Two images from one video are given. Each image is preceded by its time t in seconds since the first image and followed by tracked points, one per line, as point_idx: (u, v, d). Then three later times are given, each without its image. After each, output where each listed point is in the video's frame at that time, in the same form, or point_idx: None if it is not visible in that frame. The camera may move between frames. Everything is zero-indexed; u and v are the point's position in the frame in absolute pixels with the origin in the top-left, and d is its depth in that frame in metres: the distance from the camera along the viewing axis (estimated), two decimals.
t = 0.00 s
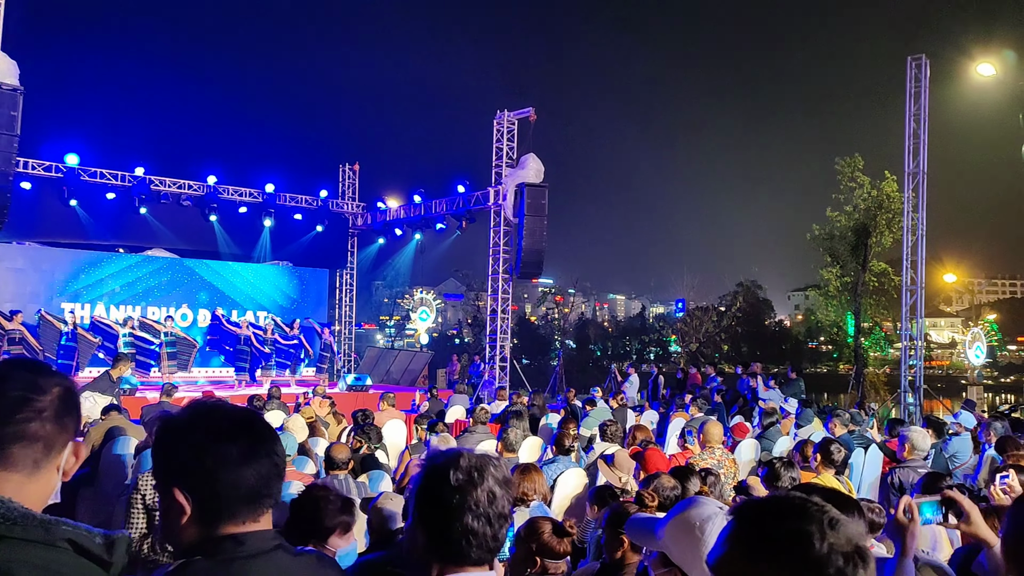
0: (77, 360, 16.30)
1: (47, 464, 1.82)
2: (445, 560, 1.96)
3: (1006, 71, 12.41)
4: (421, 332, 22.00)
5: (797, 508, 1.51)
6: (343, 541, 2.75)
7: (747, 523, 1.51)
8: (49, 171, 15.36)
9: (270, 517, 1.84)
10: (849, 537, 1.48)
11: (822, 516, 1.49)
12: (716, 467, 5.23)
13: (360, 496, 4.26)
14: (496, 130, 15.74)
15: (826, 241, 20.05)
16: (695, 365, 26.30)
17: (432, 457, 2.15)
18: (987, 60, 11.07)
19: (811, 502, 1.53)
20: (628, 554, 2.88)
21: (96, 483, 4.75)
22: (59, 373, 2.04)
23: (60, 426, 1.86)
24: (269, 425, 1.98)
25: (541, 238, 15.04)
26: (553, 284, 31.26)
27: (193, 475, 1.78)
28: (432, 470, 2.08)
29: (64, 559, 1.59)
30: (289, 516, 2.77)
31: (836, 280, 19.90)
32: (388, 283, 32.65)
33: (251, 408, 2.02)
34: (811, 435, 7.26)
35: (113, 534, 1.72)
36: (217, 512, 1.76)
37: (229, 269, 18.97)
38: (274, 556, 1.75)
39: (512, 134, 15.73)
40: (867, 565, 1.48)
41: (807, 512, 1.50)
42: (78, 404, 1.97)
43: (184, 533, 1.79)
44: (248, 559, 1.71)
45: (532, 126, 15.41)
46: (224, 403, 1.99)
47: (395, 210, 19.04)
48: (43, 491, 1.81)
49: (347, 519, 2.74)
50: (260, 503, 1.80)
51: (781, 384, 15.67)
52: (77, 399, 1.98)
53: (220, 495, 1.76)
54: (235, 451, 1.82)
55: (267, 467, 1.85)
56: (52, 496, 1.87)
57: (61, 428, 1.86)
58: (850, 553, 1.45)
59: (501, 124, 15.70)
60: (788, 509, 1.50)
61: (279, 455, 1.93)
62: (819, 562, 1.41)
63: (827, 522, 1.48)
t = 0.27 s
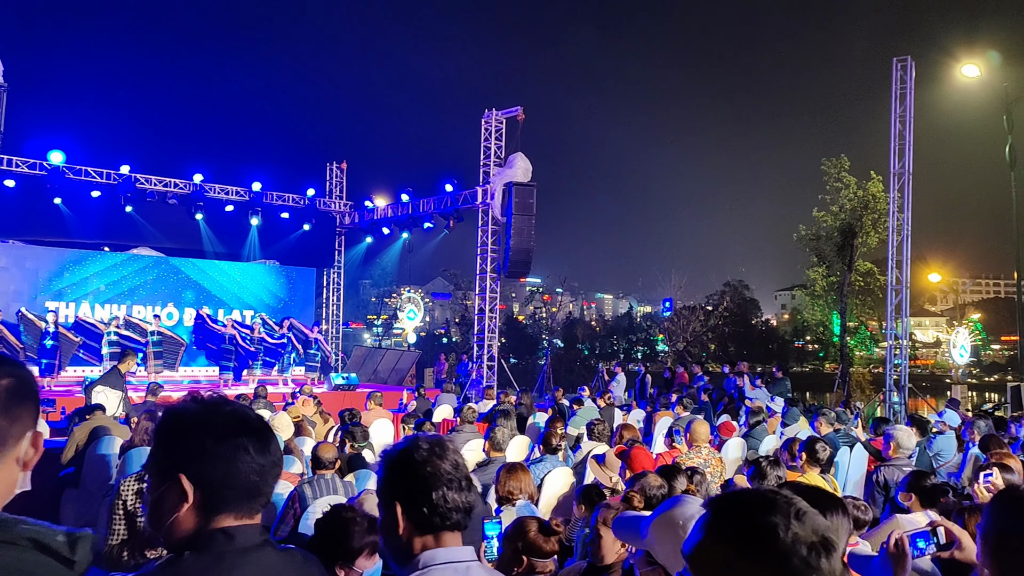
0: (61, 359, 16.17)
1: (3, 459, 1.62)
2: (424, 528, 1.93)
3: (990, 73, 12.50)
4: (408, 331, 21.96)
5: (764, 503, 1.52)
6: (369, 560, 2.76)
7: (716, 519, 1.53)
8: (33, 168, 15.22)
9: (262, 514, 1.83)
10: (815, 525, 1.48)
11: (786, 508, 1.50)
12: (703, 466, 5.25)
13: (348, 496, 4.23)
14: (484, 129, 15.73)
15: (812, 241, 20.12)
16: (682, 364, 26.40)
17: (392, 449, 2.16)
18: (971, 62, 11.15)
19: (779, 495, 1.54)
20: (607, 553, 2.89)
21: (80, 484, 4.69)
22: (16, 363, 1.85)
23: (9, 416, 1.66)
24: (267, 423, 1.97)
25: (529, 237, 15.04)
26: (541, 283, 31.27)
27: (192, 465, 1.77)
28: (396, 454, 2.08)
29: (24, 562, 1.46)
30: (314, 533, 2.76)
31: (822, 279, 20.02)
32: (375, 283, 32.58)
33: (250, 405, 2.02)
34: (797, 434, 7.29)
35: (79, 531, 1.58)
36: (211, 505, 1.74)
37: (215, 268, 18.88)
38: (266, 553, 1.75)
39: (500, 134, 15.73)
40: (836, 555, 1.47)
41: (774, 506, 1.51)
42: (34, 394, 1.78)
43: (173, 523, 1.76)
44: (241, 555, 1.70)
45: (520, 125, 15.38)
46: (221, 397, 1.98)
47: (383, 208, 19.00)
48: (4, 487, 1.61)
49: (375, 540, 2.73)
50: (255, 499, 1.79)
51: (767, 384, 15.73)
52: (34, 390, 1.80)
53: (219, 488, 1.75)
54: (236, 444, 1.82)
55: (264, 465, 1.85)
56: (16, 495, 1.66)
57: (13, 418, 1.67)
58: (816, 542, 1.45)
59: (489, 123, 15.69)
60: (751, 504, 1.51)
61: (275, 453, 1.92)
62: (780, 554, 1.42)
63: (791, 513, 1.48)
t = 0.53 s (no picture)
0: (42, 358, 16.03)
1: None
2: (397, 521, 1.93)
3: (972, 74, 12.61)
4: (394, 330, 21.92)
5: (748, 489, 1.58)
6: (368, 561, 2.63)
7: (704, 505, 1.59)
8: (14, 164, 15.07)
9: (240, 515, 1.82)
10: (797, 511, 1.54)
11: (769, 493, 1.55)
12: (688, 464, 5.27)
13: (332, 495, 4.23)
14: (470, 127, 15.71)
15: (796, 241, 20.22)
16: (667, 362, 26.48)
17: (359, 442, 2.16)
18: (954, 63, 11.24)
19: (764, 483, 1.59)
20: (588, 555, 2.89)
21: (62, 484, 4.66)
22: None
23: None
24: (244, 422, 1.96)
25: (515, 236, 15.04)
26: (527, 281, 31.27)
27: (168, 465, 1.76)
28: (366, 446, 2.09)
29: None
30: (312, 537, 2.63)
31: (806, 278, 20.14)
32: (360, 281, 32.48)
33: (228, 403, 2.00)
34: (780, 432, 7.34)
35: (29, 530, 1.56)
36: (188, 506, 1.73)
37: (199, 266, 18.78)
38: (244, 554, 1.74)
39: (486, 132, 15.71)
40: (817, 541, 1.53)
41: (757, 492, 1.57)
42: None
43: (150, 523, 1.74)
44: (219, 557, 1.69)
45: (506, 124, 15.38)
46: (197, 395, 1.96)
47: (369, 206, 18.96)
48: None
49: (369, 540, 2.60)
50: (233, 500, 1.78)
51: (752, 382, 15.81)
52: None
53: (195, 489, 1.73)
54: (211, 444, 1.81)
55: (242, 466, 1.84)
56: None
57: None
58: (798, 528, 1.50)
59: (475, 121, 15.67)
60: (735, 490, 1.58)
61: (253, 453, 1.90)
62: (762, 539, 1.48)
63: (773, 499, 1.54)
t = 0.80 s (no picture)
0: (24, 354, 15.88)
1: None
2: (356, 522, 1.97)
3: (956, 74, 12.71)
4: (380, 327, 21.85)
5: (713, 481, 1.60)
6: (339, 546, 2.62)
7: (673, 494, 1.59)
8: None
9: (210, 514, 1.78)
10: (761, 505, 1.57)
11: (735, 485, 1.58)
12: (675, 462, 5.28)
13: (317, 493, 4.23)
14: (457, 124, 15.68)
15: (782, 239, 20.33)
16: (654, 360, 26.55)
17: (316, 444, 2.19)
18: (938, 63, 11.33)
19: (728, 475, 1.62)
20: (574, 554, 2.86)
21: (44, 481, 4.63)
22: None
23: None
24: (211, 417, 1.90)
25: (502, 233, 15.04)
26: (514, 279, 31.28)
27: (129, 468, 1.72)
28: (324, 448, 2.11)
29: None
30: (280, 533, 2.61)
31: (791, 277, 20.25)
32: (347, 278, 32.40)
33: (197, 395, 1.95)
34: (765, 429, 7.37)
35: None
36: (150, 510, 1.69)
37: (183, 263, 18.73)
38: (214, 557, 1.70)
39: (473, 129, 15.68)
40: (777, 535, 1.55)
41: (722, 484, 1.59)
42: None
43: (118, 529, 1.72)
44: (186, 562, 1.65)
45: (493, 121, 15.37)
46: (163, 393, 1.92)
47: (355, 203, 18.90)
48: None
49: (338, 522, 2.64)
50: (200, 499, 1.73)
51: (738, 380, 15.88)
52: None
53: (156, 494, 1.69)
54: (171, 443, 1.76)
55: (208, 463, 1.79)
56: None
57: None
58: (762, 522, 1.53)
59: (462, 118, 15.64)
60: (702, 480, 1.59)
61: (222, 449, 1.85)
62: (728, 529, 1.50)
63: (738, 490, 1.57)
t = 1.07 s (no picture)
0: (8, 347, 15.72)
1: None
2: (279, 524, 2.09)
3: (942, 71, 12.79)
4: (367, 321, 21.80)
5: (648, 472, 1.67)
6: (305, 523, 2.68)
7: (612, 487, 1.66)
8: None
9: (184, 517, 1.69)
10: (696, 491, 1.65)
11: (669, 473, 1.66)
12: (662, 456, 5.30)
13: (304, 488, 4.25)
14: (445, 119, 15.65)
15: (768, 235, 20.41)
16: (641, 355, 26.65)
17: (241, 444, 2.28)
18: (923, 60, 11.40)
19: (663, 465, 1.70)
20: (561, 547, 2.85)
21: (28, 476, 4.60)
22: None
23: None
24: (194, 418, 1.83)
25: (490, 227, 15.03)
26: (502, 274, 31.29)
27: (101, 473, 1.68)
28: (246, 450, 2.20)
29: None
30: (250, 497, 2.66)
31: (778, 272, 20.36)
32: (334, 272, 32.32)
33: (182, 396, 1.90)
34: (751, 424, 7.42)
35: None
36: (117, 513, 1.63)
37: (170, 257, 18.59)
38: (185, 559, 1.59)
39: (461, 123, 15.65)
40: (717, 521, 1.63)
41: (656, 474, 1.67)
42: None
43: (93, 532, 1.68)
44: (150, 565, 1.55)
45: (481, 115, 15.34)
46: (144, 389, 1.86)
47: (342, 197, 18.84)
48: None
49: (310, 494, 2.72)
50: (173, 501, 1.65)
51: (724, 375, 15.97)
52: None
53: (124, 495, 1.64)
54: (143, 442, 1.69)
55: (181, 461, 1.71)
56: None
57: None
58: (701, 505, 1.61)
59: (451, 113, 15.61)
60: (637, 470, 1.67)
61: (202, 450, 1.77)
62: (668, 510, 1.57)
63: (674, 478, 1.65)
